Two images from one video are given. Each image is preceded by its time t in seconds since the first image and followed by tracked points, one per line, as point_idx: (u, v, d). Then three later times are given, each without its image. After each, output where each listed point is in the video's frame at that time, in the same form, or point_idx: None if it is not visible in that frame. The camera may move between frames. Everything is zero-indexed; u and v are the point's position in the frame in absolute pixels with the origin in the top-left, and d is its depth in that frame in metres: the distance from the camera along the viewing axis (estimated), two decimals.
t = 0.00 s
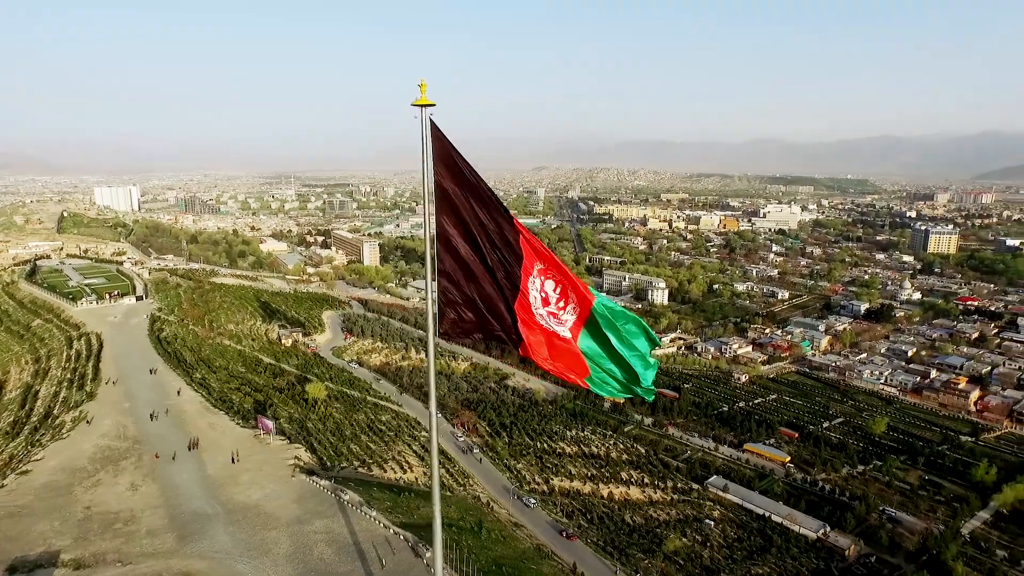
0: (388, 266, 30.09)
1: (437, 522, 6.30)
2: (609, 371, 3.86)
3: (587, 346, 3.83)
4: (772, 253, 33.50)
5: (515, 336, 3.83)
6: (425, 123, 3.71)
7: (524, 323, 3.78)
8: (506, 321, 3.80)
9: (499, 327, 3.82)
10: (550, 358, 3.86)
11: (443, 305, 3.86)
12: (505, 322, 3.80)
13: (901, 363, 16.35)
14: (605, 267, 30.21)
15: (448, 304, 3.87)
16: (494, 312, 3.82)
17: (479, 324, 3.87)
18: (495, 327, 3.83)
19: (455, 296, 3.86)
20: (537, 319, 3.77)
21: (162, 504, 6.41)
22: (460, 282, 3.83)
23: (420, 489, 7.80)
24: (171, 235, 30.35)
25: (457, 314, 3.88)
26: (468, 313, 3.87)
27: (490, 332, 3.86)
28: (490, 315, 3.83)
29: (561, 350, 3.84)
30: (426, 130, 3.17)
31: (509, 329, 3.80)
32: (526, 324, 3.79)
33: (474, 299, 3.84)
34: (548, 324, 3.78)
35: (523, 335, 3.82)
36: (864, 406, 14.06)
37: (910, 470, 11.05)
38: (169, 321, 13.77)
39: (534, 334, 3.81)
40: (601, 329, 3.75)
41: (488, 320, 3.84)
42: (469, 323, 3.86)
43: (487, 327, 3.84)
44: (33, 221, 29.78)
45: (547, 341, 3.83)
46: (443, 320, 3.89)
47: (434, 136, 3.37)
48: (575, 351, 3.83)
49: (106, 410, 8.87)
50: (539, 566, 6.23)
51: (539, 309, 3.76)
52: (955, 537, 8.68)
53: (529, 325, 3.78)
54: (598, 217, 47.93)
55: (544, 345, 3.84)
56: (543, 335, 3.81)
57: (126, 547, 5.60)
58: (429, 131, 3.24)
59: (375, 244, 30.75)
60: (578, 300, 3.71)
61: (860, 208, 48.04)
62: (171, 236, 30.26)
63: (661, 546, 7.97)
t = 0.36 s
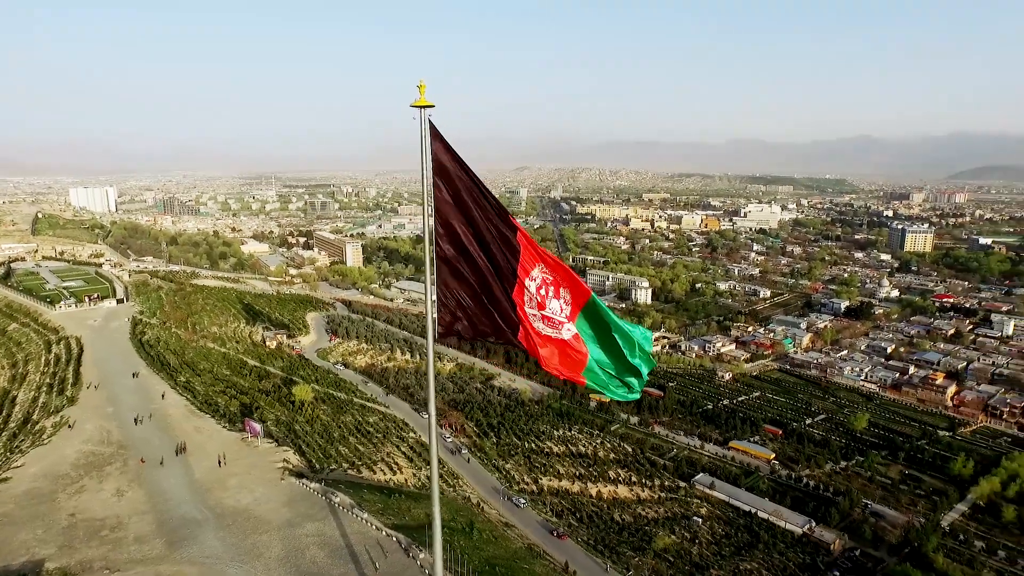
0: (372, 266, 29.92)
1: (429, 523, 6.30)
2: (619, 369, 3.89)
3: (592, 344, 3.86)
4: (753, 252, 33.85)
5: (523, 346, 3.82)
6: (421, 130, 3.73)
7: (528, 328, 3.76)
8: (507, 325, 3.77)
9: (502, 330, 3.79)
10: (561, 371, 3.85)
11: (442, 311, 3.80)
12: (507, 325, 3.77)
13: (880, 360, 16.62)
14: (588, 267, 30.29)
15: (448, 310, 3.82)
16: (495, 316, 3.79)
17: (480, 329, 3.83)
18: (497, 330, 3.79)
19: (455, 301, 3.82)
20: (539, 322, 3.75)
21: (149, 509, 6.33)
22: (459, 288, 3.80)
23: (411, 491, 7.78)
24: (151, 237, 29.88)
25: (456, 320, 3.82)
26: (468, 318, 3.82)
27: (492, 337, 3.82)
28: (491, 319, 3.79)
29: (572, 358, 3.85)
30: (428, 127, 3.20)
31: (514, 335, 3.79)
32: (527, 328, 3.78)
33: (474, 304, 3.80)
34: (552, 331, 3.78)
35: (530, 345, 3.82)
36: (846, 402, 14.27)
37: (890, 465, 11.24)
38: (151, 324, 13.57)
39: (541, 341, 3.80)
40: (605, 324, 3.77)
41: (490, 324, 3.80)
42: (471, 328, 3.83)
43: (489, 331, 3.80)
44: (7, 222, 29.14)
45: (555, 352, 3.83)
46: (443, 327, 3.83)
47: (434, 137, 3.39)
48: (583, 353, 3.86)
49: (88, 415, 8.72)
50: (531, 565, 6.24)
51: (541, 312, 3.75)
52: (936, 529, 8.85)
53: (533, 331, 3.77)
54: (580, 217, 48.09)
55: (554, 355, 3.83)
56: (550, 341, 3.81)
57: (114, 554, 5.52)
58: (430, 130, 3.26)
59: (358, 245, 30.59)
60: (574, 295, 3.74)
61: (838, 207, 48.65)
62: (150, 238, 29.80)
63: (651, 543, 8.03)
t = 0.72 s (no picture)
0: (352, 267, 29.70)
1: (418, 524, 6.29)
2: (617, 359, 3.93)
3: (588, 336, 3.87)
4: (732, 251, 34.22)
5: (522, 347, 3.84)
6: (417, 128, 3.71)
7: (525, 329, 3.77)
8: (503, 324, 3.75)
9: (497, 330, 3.76)
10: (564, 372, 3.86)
11: (440, 311, 3.77)
12: (503, 325, 3.75)
13: (857, 356, 16.90)
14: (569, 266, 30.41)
15: (445, 311, 3.79)
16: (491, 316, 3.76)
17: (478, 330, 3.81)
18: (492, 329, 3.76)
19: (451, 301, 3.79)
20: (534, 323, 3.76)
21: (132, 516, 6.23)
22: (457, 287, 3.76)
23: (397, 493, 7.76)
24: (125, 238, 29.37)
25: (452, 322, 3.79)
26: (466, 318, 3.78)
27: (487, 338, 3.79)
28: (487, 319, 3.77)
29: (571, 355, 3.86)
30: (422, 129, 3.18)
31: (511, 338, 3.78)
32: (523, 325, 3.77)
33: (470, 304, 3.77)
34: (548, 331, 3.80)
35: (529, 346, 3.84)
36: (824, 398, 14.49)
37: (868, 458, 11.44)
38: (128, 328, 13.34)
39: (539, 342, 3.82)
40: (598, 316, 3.80)
41: (485, 324, 3.78)
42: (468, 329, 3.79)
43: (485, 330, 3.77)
44: None
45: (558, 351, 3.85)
46: (440, 328, 3.80)
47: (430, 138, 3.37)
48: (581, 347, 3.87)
49: (66, 422, 8.55)
50: (521, 565, 6.25)
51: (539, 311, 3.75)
52: (913, 520, 9.03)
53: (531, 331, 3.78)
54: (560, 216, 48.22)
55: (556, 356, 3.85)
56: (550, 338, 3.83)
57: (97, 562, 5.42)
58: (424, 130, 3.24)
59: (338, 246, 30.36)
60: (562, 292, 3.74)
61: (814, 206, 49.38)
62: (125, 239, 29.28)
63: (637, 540, 8.08)
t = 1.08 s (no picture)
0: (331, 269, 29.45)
1: (406, 526, 6.27)
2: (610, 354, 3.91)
3: (583, 337, 3.84)
4: (710, 250, 34.56)
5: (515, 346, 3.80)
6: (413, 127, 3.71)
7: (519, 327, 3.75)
8: (499, 322, 3.75)
9: (494, 330, 3.75)
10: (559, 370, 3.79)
11: (435, 310, 3.76)
12: (501, 323, 3.74)
13: (835, 353, 17.17)
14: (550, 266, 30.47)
15: (439, 311, 3.78)
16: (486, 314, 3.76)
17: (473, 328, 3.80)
18: (488, 326, 3.76)
19: (444, 299, 3.78)
20: (529, 323, 3.75)
21: (114, 523, 6.11)
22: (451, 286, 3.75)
23: (384, 494, 7.74)
24: (99, 240, 28.82)
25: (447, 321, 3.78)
26: (461, 317, 3.77)
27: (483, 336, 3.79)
28: (483, 316, 3.77)
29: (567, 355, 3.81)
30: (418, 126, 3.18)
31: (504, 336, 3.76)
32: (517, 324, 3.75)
33: (464, 302, 3.76)
34: (543, 329, 3.78)
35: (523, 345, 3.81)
36: (803, 395, 14.70)
37: (847, 454, 11.63)
38: (105, 332, 13.11)
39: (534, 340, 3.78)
40: (595, 317, 3.80)
41: (484, 323, 3.76)
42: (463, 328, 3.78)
43: (481, 329, 3.77)
44: None
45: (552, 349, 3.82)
46: (435, 327, 3.78)
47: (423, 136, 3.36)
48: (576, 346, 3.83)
49: (44, 428, 8.37)
50: (510, 564, 6.26)
51: (533, 309, 3.75)
52: (892, 513, 9.20)
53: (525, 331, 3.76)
54: (540, 217, 48.30)
55: (551, 354, 3.81)
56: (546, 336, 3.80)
57: (79, 571, 5.31)
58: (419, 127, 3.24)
59: (317, 247, 30.10)
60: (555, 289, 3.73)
61: (790, 206, 50.04)
62: (98, 240, 28.72)
63: (625, 538, 8.11)
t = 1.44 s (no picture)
0: (308, 269, 29.13)
1: (393, 527, 6.25)
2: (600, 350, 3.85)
3: (576, 332, 3.75)
4: (687, 248, 34.88)
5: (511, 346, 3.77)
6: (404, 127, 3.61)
7: (514, 327, 3.70)
8: (493, 321, 3.70)
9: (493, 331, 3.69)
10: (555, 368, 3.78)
11: (430, 310, 3.69)
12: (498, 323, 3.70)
13: (810, 349, 17.45)
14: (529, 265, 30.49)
15: (433, 310, 3.71)
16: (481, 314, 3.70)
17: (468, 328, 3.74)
18: (482, 327, 3.70)
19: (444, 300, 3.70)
20: (523, 323, 3.69)
21: (94, 531, 6.00)
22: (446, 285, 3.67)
23: (369, 496, 7.70)
24: (68, 241, 28.17)
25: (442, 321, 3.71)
26: (456, 317, 3.71)
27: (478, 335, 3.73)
28: (478, 317, 3.70)
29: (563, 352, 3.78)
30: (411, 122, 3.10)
31: (500, 336, 3.73)
32: (511, 324, 3.71)
33: (459, 301, 3.69)
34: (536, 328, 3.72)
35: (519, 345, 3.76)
36: (780, 390, 14.92)
37: (824, 447, 11.83)
38: (78, 335, 12.83)
39: (529, 340, 3.74)
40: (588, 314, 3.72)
41: (483, 324, 3.70)
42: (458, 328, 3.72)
43: (475, 329, 3.71)
44: None
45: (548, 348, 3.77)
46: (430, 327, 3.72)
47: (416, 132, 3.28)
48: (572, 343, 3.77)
49: (17, 435, 8.17)
50: (497, 563, 6.27)
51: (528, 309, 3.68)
52: (868, 505, 9.39)
53: (520, 331, 3.72)
54: (518, 216, 48.29)
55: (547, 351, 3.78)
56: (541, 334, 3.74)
57: None
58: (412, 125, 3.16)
59: (293, 248, 29.76)
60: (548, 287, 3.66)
61: (763, 204, 50.69)
62: (67, 242, 28.08)
63: (610, 535, 8.17)
